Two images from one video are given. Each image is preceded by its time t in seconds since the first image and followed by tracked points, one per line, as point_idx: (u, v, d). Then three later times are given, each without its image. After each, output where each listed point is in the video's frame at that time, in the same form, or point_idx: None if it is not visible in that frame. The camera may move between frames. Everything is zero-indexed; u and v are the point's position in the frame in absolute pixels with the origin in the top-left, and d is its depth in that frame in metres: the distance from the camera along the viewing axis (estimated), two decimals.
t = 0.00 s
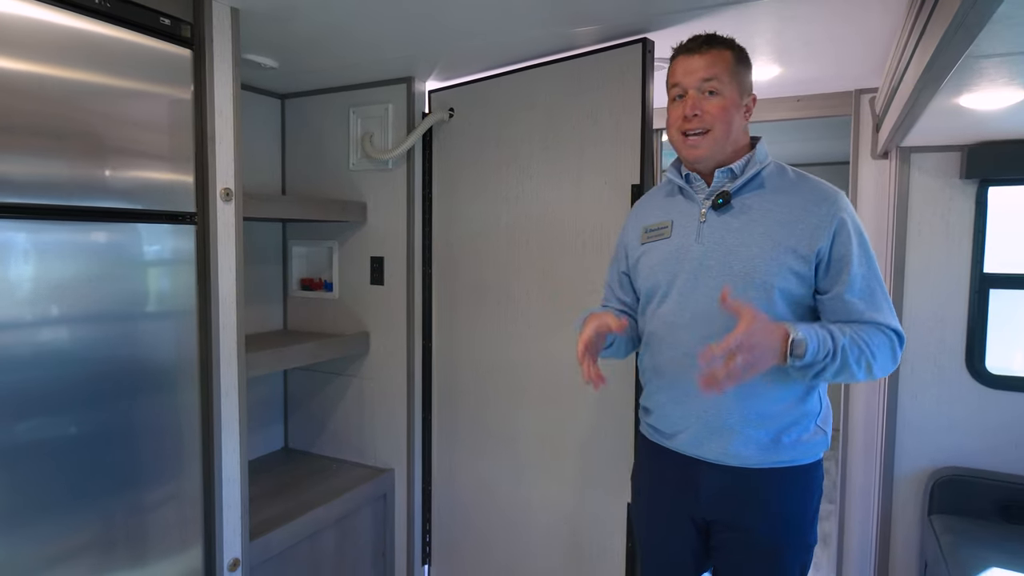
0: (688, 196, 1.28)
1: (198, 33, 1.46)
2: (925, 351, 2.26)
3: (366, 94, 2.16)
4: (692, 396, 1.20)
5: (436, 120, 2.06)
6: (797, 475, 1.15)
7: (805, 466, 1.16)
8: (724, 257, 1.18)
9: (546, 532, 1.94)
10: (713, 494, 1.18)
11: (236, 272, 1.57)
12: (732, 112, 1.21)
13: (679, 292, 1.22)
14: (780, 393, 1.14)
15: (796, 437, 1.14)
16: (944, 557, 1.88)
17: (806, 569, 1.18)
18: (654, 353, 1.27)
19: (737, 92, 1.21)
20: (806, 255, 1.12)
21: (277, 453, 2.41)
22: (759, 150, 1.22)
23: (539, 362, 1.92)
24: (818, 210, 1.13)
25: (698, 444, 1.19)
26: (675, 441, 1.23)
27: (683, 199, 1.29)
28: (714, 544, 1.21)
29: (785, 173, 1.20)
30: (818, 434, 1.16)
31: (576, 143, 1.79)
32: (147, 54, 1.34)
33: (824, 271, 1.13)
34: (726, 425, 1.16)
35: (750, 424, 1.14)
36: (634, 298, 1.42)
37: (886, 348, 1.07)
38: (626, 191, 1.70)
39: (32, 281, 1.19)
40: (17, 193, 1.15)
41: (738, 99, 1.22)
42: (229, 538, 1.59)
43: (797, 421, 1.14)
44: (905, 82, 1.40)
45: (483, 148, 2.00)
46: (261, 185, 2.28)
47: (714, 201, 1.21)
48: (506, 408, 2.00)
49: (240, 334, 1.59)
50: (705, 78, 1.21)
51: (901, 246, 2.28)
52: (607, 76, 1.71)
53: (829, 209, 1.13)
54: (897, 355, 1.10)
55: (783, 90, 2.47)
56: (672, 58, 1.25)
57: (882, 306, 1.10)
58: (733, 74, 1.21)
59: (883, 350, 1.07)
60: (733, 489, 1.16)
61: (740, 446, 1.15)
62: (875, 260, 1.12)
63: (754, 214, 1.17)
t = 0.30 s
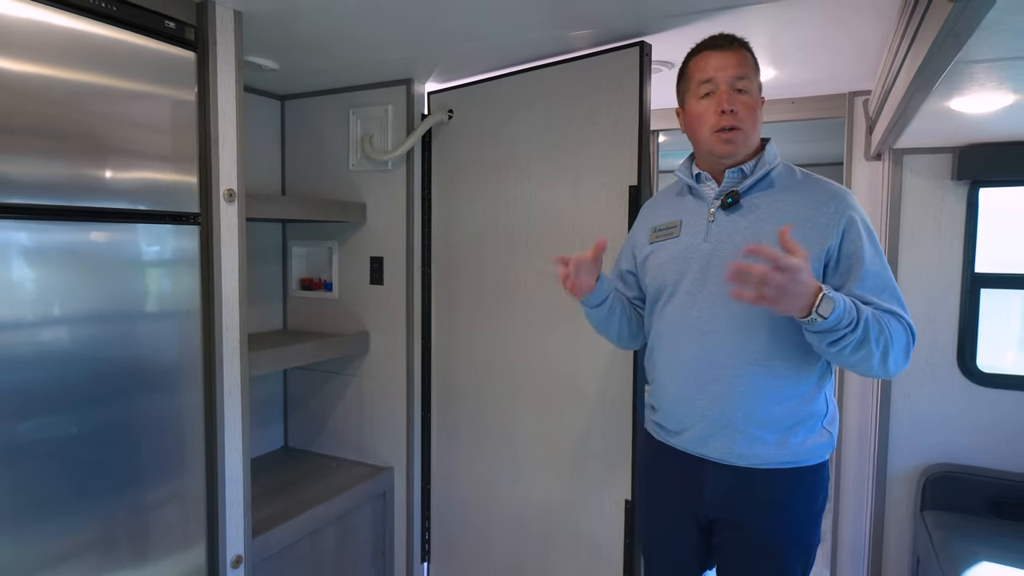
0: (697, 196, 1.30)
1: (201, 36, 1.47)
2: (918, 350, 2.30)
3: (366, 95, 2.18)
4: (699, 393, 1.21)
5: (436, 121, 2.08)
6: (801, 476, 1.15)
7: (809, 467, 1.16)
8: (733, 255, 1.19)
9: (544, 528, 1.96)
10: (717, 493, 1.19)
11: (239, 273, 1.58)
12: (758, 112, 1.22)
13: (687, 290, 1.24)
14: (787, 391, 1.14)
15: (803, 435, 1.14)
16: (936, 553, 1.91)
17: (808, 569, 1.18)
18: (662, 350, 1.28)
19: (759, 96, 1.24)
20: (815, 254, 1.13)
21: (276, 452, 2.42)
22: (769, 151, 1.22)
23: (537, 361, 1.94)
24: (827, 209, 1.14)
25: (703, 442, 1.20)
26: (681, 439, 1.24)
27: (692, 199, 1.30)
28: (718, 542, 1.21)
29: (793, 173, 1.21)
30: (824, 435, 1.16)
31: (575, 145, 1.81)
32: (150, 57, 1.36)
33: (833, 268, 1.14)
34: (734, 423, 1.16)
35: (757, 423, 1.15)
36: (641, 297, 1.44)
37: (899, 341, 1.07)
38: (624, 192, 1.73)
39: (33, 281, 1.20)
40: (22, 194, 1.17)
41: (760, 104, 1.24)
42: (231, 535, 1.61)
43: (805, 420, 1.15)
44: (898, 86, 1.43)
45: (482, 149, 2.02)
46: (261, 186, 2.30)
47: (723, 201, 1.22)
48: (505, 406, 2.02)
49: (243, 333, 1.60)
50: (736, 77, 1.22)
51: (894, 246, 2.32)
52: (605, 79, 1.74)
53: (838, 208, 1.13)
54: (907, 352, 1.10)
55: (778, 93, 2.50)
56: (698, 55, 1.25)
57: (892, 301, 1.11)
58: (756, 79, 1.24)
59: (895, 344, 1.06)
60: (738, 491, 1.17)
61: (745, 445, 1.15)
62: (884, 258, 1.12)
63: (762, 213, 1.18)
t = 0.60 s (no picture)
0: (699, 196, 1.26)
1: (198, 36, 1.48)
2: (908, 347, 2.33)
3: (362, 96, 2.19)
4: (704, 395, 1.18)
5: (431, 121, 2.10)
6: (805, 474, 1.14)
7: (813, 466, 1.15)
8: (739, 256, 1.16)
9: (540, 525, 1.98)
10: (723, 489, 1.16)
11: (236, 271, 1.59)
12: (758, 121, 1.17)
13: (692, 290, 1.20)
14: (793, 391, 1.13)
15: (808, 433, 1.14)
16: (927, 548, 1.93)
17: (808, 568, 1.17)
18: (663, 352, 1.25)
19: (763, 103, 1.18)
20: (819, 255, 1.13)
21: (273, 450, 2.43)
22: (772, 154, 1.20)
23: (532, 358, 1.96)
24: (831, 211, 1.14)
25: (709, 443, 1.17)
26: (685, 442, 1.21)
27: (694, 199, 1.27)
28: (721, 541, 1.18)
29: (793, 173, 1.20)
30: (826, 432, 1.16)
31: (569, 145, 1.83)
32: (147, 57, 1.37)
33: (834, 270, 1.14)
34: (741, 426, 1.14)
35: (762, 423, 1.13)
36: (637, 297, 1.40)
37: (898, 345, 1.09)
38: (618, 192, 1.74)
39: (31, 280, 1.21)
40: (19, 192, 1.17)
41: (763, 111, 1.19)
42: (229, 532, 1.61)
43: (809, 420, 1.14)
44: (887, 87, 1.45)
45: (478, 149, 2.03)
46: (258, 186, 2.31)
47: (728, 202, 1.19)
48: (501, 404, 2.04)
49: (240, 332, 1.61)
50: (737, 83, 1.17)
51: (885, 244, 2.35)
52: (600, 80, 1.75)
53: (840, 211, 1.13)
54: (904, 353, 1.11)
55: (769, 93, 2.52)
56: (706, 56, 1.20)
57: (890, 302, 1.12)
58: (764, 84, 1.18)
59: (895, 347, 1.08)
60: (743, 490, 1.15)
61: (752, 446, 1.14)
62: (882, 260, 1.14)
63: (767, 214, 1.16)
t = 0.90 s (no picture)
0: (699, 196, 1.27)
1: (195, 37, 1.49)
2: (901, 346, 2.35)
3: (359, 96, 2.20)
4: (711, 396, 1.18)
5: (428, 121, 2.11)
6: (808, 469, 1.16)
7: (816, 461, 1.17)
8: (744, 256, 1.17)
9: (537, 524, 1.99)
10: (728, 490, 1.17)
11: (234, 271, 1.60)
12: (767, 125, 1.19)
13: (699, 291, 1.20)
14: (798, 389, 1.15)
15: (813, 429, 1.15)
16: (920, 545, 1.95)
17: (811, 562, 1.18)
18: (668, 353, 1.24)
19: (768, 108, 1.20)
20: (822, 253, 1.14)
21: (270, 450, 2.44)
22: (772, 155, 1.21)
23: (529, 358, 1.97)
24: (831, 211, 1.16)
25: (717, 443, 1.17)
26: (692, 443, 1.21)
27: (694, 200, 1.27)
28: (727, 541, 1.19)
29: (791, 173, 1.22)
30: (827, 428, 1.18)
31: (566, 145, 1.84)
32: (144, 57, 1.37)
33: (835, 268, 1.16)
34: (748, 425, 1.15)
35: (769, 422, 1.14)
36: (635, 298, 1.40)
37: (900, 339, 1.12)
38: (615, 192, 1.76)
39: (29, 280, 1.21)
40: (16, 193, 1.18)
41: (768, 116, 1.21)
42: (227, 531, 1.62)
43: (813, 417, 1.16)
44: (880, 88, 1.46)
45: (474, 149, 2.04)
46: (255, 186, 2.31)
47: (732, 203, 1.20)
48: (498, 403, 2.05)
49: (238, 331, 1.62)
50: (747, 90, 1.17)
51: (879, 244, 2.36)
52: (596, 80, 1.76)
53: (839, 212, 1.15)
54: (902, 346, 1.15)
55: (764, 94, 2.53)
56: (712, 63, 1.20)
57: (890, 298, 1.15)
58: (768, 89, 1.20)
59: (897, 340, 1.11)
60: (749, 488, 1.15)
61: (760, 445, 1.14)
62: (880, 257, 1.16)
63: (771, 214, 1.17)
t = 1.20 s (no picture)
0: (694, 196, 1.27)
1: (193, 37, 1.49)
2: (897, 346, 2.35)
3: (357, 96, 2.20)
4: (709, 396, 1.18)
5: (426, 121, 2.11)
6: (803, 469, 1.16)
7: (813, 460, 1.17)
8: (740, 256, 1.17)
9: (534, 523, 1.99)
10: (727, 489, 1.17)
11: (231, 270, 1.60)
12: (760, 122, 1.19)
13: (694, 290, 1.20)
14: (794, 388, 1.15)
15: (809, 429, 1.16)
16: (916, 543, 1.95)
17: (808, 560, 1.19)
18: (664, 354, 1.24)
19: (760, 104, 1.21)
20: (817, 252, 1.14)
21: (267, 450, 2.43)
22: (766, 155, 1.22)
23: (526, 357, 1.97)
24: (825, 211, 1.16)
25: (714, 443, 1.17)
26: (689, 443, 1.21)
27: (689, 199, 1.27)
28: (724, 541, 1.19)
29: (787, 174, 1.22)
30: (824, 428, 1.18)
31: (563, 145, 1.84)
32: (141, 57, 1.37)
33: (829, 267, 1.16)
34: (746, 424, 1.15)
35: (765, 421, 1.14)
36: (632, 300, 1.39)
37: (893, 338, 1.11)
38: (612, 192, 1.76)
39: (25, 280, 1.21)
40: (13, 192, 1.17)
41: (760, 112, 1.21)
42: (224, 531, 1.62)
43: (808, 416, 1.16)
44: (876, 88, 1.47)
45: (471, 149, 2.04)
46: (252, 185, 2.31)
47: (727, 202, 1.20)
48: (496, 403, 2.05)
49: (235, 331, 1.62)
50: (739, 86, 1.18)
51: (876, 244, 2.37)
52: (593, 79, 1.76)
53: (835, 211, 1.15)
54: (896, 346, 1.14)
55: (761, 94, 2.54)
56: (705, 59, 1.21)
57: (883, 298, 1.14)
58: (759, 86, 1.21)
59: (889, 340, 1.10)
60: (746, 487, 1.16)
61: (757, 445, 1.15)
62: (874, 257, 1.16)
63: (766, 214, 1.18)
